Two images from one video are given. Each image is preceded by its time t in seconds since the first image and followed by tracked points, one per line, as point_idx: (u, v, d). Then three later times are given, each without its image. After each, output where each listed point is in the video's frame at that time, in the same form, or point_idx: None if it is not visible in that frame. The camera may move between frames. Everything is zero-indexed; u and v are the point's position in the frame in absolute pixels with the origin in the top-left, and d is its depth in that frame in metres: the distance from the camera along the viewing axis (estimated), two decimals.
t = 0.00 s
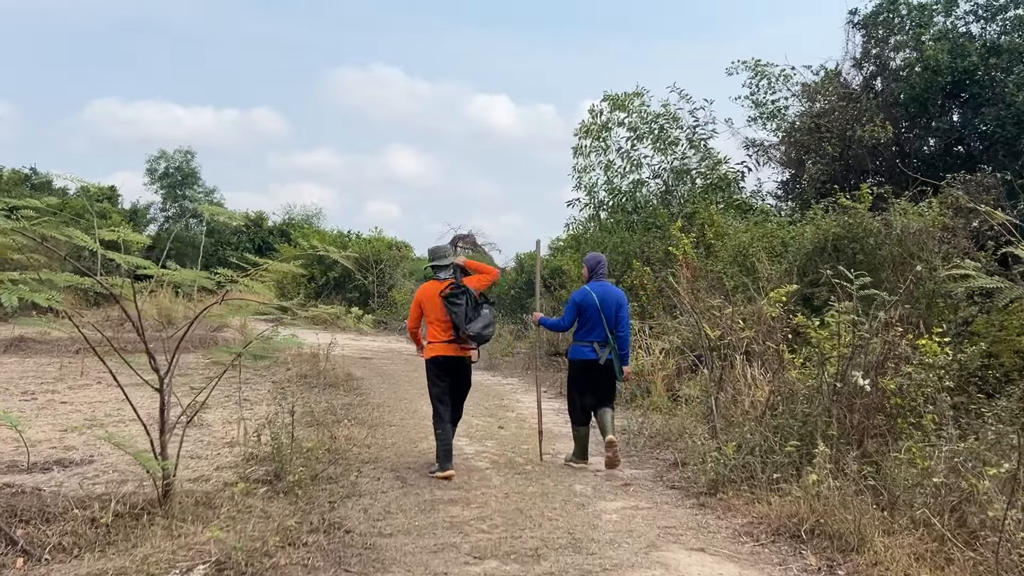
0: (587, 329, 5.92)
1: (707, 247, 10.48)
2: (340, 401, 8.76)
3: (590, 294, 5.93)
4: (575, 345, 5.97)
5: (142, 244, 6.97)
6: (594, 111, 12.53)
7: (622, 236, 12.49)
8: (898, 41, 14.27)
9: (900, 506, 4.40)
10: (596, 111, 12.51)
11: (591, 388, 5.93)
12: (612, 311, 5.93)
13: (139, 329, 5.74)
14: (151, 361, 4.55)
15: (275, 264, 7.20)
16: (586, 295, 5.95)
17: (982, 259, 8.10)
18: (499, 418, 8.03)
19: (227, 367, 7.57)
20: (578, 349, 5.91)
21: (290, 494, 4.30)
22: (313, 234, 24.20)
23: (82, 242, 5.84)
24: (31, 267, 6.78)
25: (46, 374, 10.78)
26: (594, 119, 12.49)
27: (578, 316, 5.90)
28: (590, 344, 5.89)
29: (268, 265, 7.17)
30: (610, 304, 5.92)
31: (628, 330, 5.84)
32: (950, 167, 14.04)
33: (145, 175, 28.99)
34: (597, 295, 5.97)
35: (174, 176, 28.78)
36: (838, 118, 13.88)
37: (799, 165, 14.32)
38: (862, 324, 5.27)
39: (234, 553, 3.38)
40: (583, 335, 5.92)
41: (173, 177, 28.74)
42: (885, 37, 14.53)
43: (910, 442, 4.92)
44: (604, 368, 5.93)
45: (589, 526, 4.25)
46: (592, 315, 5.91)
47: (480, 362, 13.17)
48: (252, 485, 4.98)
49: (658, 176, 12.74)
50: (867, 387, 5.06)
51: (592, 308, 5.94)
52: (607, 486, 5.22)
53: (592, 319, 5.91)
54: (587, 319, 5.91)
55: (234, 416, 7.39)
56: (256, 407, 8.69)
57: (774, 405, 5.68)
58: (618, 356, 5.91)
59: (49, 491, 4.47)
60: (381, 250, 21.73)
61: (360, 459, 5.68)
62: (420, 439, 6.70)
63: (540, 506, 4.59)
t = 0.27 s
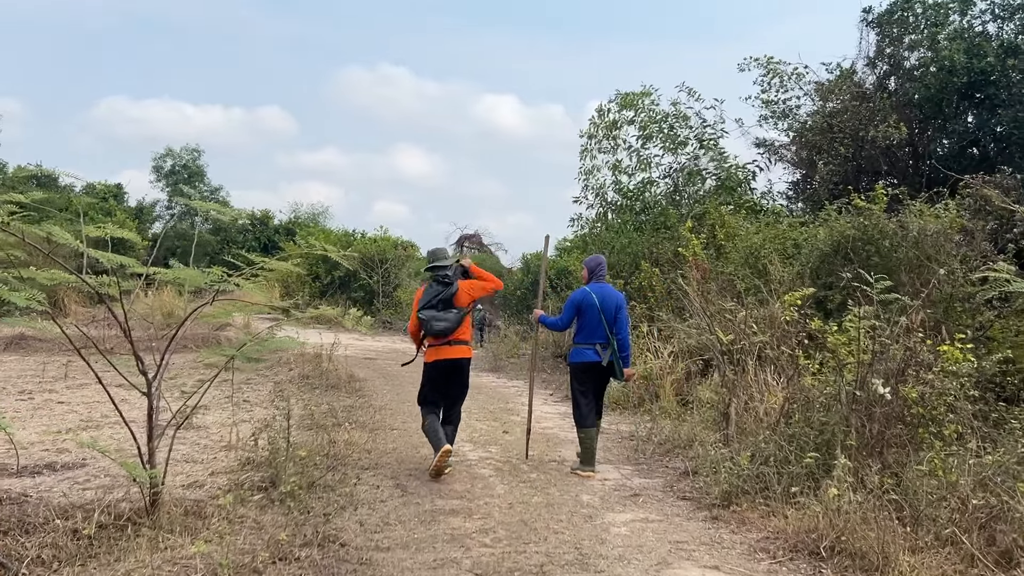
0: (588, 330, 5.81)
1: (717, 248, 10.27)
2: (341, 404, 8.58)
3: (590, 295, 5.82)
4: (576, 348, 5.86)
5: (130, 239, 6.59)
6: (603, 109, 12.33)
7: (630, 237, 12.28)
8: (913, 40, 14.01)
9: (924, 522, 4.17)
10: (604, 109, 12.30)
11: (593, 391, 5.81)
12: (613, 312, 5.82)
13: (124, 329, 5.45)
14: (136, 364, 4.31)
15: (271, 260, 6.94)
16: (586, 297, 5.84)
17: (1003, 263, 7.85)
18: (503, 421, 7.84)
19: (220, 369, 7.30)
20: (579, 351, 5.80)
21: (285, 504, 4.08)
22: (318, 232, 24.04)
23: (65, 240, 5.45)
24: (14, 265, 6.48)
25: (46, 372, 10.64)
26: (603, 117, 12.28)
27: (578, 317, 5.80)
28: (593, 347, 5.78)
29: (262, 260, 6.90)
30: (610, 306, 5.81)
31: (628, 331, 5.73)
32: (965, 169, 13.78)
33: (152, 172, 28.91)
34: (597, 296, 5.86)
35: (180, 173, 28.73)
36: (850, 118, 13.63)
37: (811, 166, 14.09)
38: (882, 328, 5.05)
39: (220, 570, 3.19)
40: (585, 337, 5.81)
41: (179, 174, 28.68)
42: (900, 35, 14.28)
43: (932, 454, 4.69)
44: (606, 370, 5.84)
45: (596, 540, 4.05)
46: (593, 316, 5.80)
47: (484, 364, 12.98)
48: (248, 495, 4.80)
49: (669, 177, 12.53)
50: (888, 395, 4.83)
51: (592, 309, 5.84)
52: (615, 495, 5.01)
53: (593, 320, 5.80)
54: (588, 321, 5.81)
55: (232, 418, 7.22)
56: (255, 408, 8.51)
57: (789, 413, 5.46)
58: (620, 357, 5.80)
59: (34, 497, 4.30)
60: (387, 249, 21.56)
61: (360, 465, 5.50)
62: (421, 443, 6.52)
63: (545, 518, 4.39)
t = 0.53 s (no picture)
0: (589, 334, 5.78)
1: (727, 251, 10.05)
2: (341, 406, 8.42)
3: (592, 299, 5.79)
4: (576, 352, 5.82)
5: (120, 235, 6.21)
6: (610, 109, 12.13)
7: (637, 238, 12.08)
8: (927, 40, 13.78)
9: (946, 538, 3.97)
10: (611, 108, 12.10)
11: (594, 394, 5.81)
12: (613, 316, 5.81)
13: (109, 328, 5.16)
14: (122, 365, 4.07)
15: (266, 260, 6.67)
16: (587, 300, 5.80)
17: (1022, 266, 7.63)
18: (506, 426, 7.66)
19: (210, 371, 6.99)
20: (580, 355, 5.77)
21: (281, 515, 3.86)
22: (323, 232, 23.91)
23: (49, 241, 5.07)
24: None
25: (45, 371, 10.51)
26: (610, 117, 12.08)
27: (579, 321, 5.75)
28: (594, 351, 5.75)
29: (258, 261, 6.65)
30: (612, 309, 5.80)
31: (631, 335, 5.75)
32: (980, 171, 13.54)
33: (157, 171, 28.85)
34: (598, 299, 5.83)
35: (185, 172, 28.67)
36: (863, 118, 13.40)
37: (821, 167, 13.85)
38: (901, 334, 4.85)
39: None
40: (585, 341, 5.78)
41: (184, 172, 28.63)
42: (914, 34, 14.05)
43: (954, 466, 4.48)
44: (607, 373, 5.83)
45: (602, 554, 3.86)
46: (594, 320, 5.77)
47: (488, 366, 12.80)
48: (240, 502, 4.62)
49: (677, 177, 12.33)
50: (907, 404, 4.61)
51: (594, 313, 5.80)
52: (622, 505, 4.82)
53: (594, 324, 5.77)
54: (590, 324, 5.77)
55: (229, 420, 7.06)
56: (254, 410, 8.35)
57: (803, 421, 5.26)
58: (620, 360, 5.80)
59: (17, 503, 4.14)
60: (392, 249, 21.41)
61: (357, 471, 5.33)
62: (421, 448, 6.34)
63: (548, 529, 4.20)
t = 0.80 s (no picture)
0: (589, 332, 5.73)
1: (736, 253, 9.83)
2: (341, 408, 8.24)
3: (594, 297, 5.75)
4: (576, 349, 5.76)
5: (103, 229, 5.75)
6: (617, 109, 11.93)
7: (644, 240, 11.87)
8: (942, 40, 13.50)
9: (969, 554, 3.76)
10: (618, 108, 11.90)
11: (592, 392, 5.73)
12: (615, 315, 5.78)
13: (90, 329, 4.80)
14: (104, 365, 3.85)
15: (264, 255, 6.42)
16: (589, 298, 5.76)
17: None
18: (509, 430, 7.47)
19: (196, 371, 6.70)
20: (579, 353, 5.71)
21: (265, 525, 3.65)
22: (328, 232, 23.76)
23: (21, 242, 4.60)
24: None
25: (43, 370, 10.38)
26: (617, 117, 11.88)
27: (580, 318, 5.72)
28: (593, 348, 5.69)
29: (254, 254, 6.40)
30: (613, 308, 5.76)
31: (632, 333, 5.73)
32: (995, 174, 13.23)
33: (163, 170, 28.78)
34: (600, 298, 5.79)
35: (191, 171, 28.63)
36: (875, 119, 13.13)
37: (832, 169, 13.60)
38: (921, 338, 4.63)
39: None
40: (585, 338, 5.74)
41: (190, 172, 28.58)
42: (929, 34, 13.80)
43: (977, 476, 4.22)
44: (606, 372, 5.75)
45: (606, 569, 3.67)
46: (595, 317, 5.73)
47: (492, 368, 12.61)
48: (230, 509, 4.45)
49: (684, 177, 12.11)
50: (926, 412, 4.35)
51: (595, 311, 5.75)
52: (627, 515, 4.63)
53: (595, 322, 5.73)
54: (591, 322, 5.71)
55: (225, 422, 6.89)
56: (251, 412, 8.18)
57: (816, 429, 5.05)
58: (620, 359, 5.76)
59: None
60: (396, 249, 21.24)
61: (353, 476, 5.16)
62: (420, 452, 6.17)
63: (549, 541, 4.00)
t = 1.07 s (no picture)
0: (585, 338, 5.70)
1: (747, 257, 9.62)
2: (341, 413, 8.06)
3: (589, 303, 5.75)
4: (572, 356, 5.74)
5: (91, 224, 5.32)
6: (624, 110, 11.75)
7: (652, 243, 11.67)
8: (958, 42, 13.26)
9: None
10: (626, 110, 11.72)
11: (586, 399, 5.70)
12: (612, 322, 5.75)
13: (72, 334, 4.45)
14: (88, 370, 3.65)
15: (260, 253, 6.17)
16: (585, 305, 5.77)
17: None
18: (512, 437, 7.27)
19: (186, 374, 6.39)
20: (574, 359, 5.69)
21: (251, 539, 3.50)
22: (333, 233, 23.62)
23: None
24: None
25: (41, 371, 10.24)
26: (625, 119, 11.69)
27: (576, 324, 5.70)
28: (588, 354, 5.66)
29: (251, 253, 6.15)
30: (610, 315, 5.73)
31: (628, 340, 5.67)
32: (1011, 179, 12.98)
33: (169, 170, 28.71)
34: (597, 305, 5.77)
35: (197, 171, 28.57)
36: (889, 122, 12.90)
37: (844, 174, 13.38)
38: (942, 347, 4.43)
39: None
40: (581, 345, 5.70)
41: (196, 172, 28.52)
42: (944, 37, 13.58)
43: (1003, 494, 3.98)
44: (601, 379, 5.70)
45: None
46: (591, 324, 5.70)
47: (497, 372, 12.42)
48: (222, 520, 4.28)
49: (693, 180, 11.91)
50: (950, 424, 4.11)
51: (591, 318, 5.74)
52: (634, 530, 4.43)
53: (590, 328, 5.70)
54: (586, 328, 5.69)
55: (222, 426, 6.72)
56: (250, 415, 8.01)
57: (832, 441, 4.84)
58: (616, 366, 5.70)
59: None
60: (401, 251, 21.07)
61: (351, 485, 4.98)
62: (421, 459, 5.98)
63: (554, 557, 3.81)
